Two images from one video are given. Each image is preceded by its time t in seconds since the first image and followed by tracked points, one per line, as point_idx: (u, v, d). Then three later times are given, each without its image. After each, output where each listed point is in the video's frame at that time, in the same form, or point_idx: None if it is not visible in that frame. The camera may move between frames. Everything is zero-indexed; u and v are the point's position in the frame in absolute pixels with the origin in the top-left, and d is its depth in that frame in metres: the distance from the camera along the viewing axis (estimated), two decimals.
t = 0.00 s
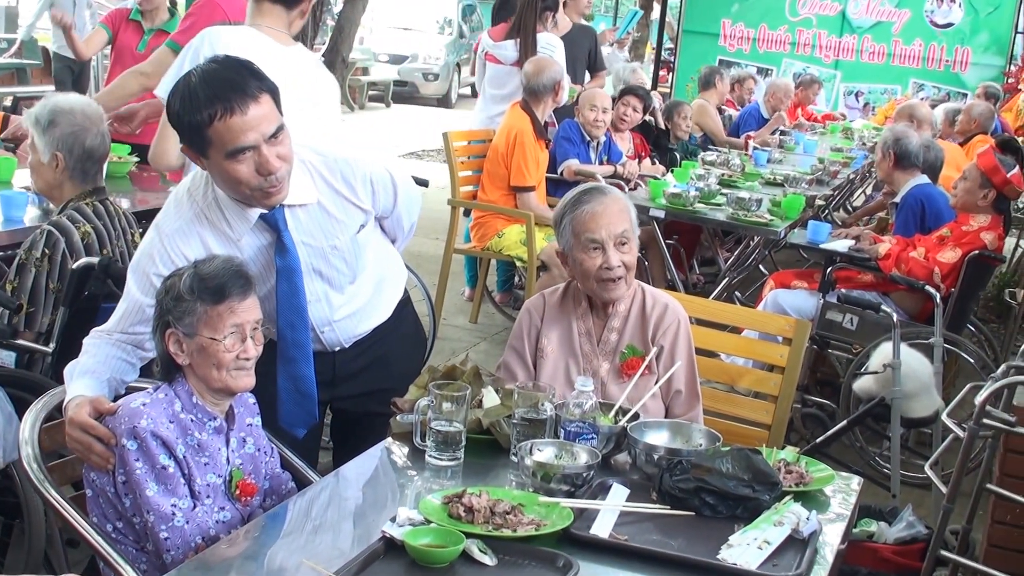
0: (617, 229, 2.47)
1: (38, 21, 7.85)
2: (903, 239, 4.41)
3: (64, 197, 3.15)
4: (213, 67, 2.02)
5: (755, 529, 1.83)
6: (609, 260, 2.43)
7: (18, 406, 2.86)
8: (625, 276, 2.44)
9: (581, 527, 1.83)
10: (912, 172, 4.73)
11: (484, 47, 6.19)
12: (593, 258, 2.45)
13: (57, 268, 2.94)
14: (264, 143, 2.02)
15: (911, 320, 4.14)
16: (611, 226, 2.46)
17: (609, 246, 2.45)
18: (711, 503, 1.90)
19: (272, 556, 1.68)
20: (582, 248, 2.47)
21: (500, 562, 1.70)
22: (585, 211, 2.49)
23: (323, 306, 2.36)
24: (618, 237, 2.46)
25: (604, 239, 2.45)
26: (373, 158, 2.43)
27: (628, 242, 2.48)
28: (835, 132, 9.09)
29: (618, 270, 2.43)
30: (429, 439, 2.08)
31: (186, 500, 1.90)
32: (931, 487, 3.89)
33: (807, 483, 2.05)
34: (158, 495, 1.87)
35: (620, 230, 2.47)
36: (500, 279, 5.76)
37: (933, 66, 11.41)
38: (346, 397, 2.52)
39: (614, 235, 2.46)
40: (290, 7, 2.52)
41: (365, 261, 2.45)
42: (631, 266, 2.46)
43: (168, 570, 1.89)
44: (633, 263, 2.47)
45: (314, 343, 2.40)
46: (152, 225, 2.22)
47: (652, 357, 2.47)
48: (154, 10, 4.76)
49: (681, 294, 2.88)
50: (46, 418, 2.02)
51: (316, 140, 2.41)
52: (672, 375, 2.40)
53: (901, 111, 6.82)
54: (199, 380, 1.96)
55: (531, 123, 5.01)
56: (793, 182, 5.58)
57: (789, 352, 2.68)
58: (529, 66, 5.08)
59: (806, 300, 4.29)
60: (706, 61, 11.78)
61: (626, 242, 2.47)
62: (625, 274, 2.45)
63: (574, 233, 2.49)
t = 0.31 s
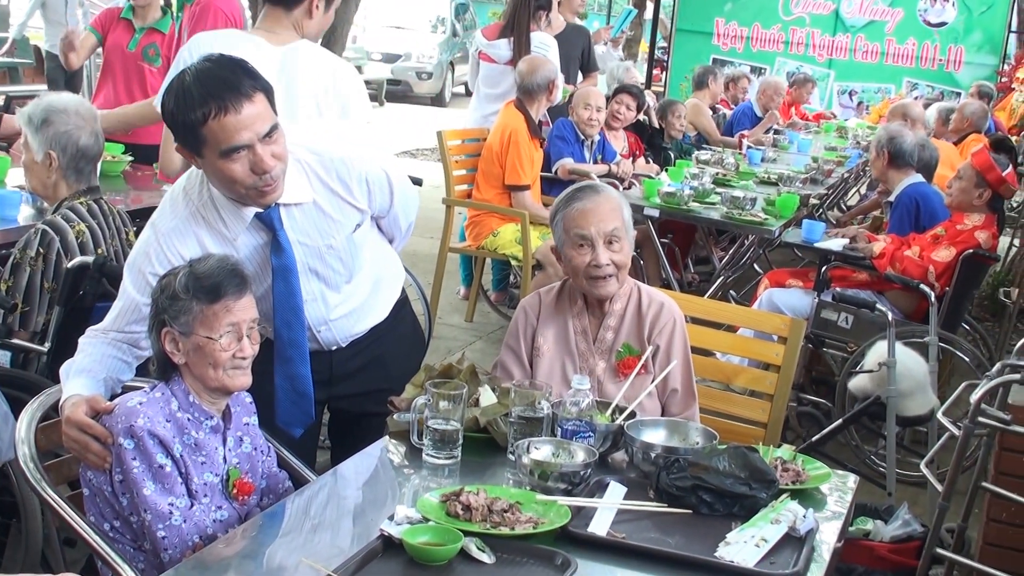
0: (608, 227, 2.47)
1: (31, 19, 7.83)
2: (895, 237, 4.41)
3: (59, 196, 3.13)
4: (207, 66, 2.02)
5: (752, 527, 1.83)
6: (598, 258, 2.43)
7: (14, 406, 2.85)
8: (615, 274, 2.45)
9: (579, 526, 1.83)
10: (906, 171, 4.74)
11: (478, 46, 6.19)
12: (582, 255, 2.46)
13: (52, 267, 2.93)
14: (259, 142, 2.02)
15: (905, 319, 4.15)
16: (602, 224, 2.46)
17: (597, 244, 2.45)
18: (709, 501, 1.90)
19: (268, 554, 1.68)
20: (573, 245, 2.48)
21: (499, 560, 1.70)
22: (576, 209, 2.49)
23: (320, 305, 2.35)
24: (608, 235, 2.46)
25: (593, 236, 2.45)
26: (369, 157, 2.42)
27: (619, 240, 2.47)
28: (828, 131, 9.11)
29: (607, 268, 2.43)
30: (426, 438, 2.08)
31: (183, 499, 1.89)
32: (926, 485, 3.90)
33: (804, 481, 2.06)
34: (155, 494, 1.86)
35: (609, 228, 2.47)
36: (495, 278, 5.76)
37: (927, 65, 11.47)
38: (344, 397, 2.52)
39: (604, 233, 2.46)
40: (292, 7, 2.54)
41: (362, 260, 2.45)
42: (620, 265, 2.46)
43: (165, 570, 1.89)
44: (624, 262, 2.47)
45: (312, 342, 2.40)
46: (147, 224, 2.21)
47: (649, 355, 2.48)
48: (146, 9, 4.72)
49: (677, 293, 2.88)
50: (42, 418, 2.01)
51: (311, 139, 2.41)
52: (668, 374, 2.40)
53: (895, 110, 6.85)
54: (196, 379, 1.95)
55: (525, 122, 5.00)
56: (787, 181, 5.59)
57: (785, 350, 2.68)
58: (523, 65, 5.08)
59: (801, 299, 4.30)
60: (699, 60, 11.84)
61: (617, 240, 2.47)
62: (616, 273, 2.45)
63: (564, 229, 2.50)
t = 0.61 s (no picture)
0: (595, 222, 2.47)
1: (22, 17, 7.82)
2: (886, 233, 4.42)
3: (53, 195, 3.12)
4: (200, 63, 2.02)
5: (747, 522, 1.85)
6: (582, 254, 2.44)
7: (10, 404, 2.85)
8: (600, 271, 2.45)
9: (576, 521, 1.84)
10: (897, 168, 4.76)
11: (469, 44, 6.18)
12: (569, 250, 2.48)
13: (47, 265, 2.92)
14: (252, 140, 2.02)
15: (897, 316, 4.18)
16: (588, 219, 2.47)
17: (583, 240, 2.46)
18: (704, 496, 1.91)
19: (265, 550, 1.68)
20: (560, 241, 2.50)
21: (496, 555, 1.71)
22: (565, 205, 2.50)
23: (315, 303, 2.36)
24: (595, 231, 2.47)
25: (579, 232, 2.47)
26: (363, 154, 2.42)
27: (606, 236, 2.48)
28: (820, 128, 9.16)
29: (592, 264, 2.44)
30: (422, 434, 2.08)
31: (181, 496, 1.89)
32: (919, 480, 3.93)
33: (798, 476, 2.07)
34: (153, 491, 1.86)
35: (597, 224, 2.47)
36: (489, 275, 5.78)
37: (917, 63, 11.55)
38: (340, 394, 2.52)
39: (591, 229, 2.47)
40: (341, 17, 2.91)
41: (357, 257, 2.45)
42: (609, 262, 2.47)
43: (163, 567, 1.88)
44: (610, 259, 2.47)
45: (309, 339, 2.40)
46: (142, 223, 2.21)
47: (643, 352, 2.49)
48: (137, 6, 4.67)
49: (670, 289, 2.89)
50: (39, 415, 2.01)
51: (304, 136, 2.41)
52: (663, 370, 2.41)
53: (885, 107, 6.88)
54: (192, 376, 1.96)
55: (518, 119, 4.99)
56: (778, 178, 5.61)
57: (778, 346, 2.70)
58: (515, 63, 5.08)
59: (794, 296, 4.32)
60: (690, 57, 11.92)
61: (603, 236, 2.47)
62: (600, 269, 2.45)
63: (554, 224, 2.51)
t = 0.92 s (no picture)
0: (584, 220, 2.49)
1: (11, 18, 7.80)
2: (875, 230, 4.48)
3: (47, 195, 3.12)
4: (192, 64, 2.02)
5: (742, 515, 1.87)
6: (573, 251, 2.46)
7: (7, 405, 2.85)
8: (590, 268, 2.47)
9: (572, 516, 1.85)
10: (885, 164, 4.80)
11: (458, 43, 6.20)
12: (559, 247, 2.50)
13: (42, 265, 2.93)
14: (245, 139, 2.03)
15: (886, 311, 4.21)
16: (578, 217, 2.49)
17: (573, 237, 2.48)
18: (698, 490, 1.93)
19: (263, 547, 1.69)
20: (551, 238, 2.52)
21: (494, 550, 1.72)
22: (555, 203, 2.51)
23: (310, 301, 2.37)
24: (585, 228, 2.48)
25: (569, 229, 2.48)
26: (355, 153, 2.43)
27: (595, 233, 2.49)
28: (807, 125, 9.22)
29: (582, 262, 2.46)
30: (418, 431, 2.09)
31: (179, 494, 1.90)
32: (910, 474, 3.97)
33: (792, 470, 2.10)
34: (151, 489, 1.86)
35: (586, 221, 2.48)
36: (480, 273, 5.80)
37: (904, 59, 11.69)
38: (336, 391, 2.54)
39: (580, 226, 2.48)
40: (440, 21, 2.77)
41: (351, 255, 2.46)
42: (598, 258, 2.48)
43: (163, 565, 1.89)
44: (600, 256, 2.49)
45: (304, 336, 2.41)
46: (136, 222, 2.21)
47: (635, 348, 2.51)
48: (126, 7, 4.67)
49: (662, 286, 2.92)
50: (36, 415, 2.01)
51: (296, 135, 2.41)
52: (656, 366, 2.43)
53: (872, 104, 6.94)
54: (189, 374, 1.97)
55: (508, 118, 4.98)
56: (767, 175, 5.64)
57: (769, 342, 2.73)
58: (504, 61, 5.09)
59: (783, 292, 4.35)
60: (678, 56, 12.02)
61: (593, 234, 2.49)
62: (591, 266, 2.48)
63: (544, 221, 2.53)
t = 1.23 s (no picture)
0: (571, 218, 2.51)
1: None
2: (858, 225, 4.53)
3: (39, 199, 3.12)
4: (185, 66, 2.04)
5: (733, 508, 1.90)
6: (560, 249, 2.48)
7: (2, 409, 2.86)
8: (578, 265, 2.50)
9: (565, 510, 1.88)
10: (868, 161, 4.85)
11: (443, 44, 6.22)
12: (547, 246, 2.52)
13: (36, 268, 2.93)
14: (238, 140, 2.05)
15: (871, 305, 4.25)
16: (565, 215, 2.50)
17: (561, 235, 2.49)
18: (690, 483, 1.96)
19: (258, 545, 1.71)
20: (539, 236, 2.54)
21: (489, 545, 1.75)
22: (543, 201, 2.53)
23: (302, 301, 2.38)
24: (572, 226, 2.50)
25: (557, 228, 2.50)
26: (346, 154, 2.45)
27: (583, 232, 2.51)
28: (790, 123, 9.29)
29: (570, 259, 2.48)
30: (412, 429, 2.11)
31: (176, 493, 1.92)
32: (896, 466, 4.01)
33: (781, 463, 2.13)
34: (148, 489, 1.88)
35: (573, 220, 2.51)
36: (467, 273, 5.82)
37: (884, 57, 11.80)
38: (328, 390, 2.55)
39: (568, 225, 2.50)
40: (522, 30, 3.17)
41: (343, 255, 2.48)
42: (586, 256, 2.51)
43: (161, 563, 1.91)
44: (588, 254, 2.51)
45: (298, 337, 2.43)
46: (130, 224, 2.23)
47: (624, 344, 2.54)
48: (113, 11, 4.66)
49: (651, 283, 2.95)
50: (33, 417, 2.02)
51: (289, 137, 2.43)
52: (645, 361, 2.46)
53: (854, 102, 7.01)
54: (183, 375, 1.98)
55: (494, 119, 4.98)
56: (752, 172, 5.68)
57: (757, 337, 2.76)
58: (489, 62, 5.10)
59: (769, 288, 4.39)
60: (660, 55, 12.15)
61: (580, 232, 2.51)
62: (579, 264, 2.50)
63: (532, 219, 2.55)
